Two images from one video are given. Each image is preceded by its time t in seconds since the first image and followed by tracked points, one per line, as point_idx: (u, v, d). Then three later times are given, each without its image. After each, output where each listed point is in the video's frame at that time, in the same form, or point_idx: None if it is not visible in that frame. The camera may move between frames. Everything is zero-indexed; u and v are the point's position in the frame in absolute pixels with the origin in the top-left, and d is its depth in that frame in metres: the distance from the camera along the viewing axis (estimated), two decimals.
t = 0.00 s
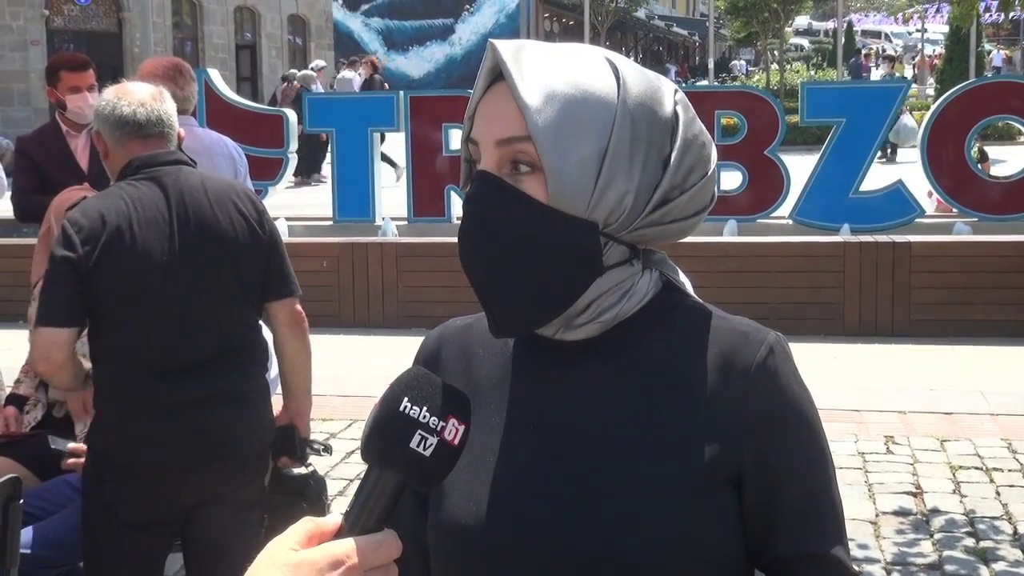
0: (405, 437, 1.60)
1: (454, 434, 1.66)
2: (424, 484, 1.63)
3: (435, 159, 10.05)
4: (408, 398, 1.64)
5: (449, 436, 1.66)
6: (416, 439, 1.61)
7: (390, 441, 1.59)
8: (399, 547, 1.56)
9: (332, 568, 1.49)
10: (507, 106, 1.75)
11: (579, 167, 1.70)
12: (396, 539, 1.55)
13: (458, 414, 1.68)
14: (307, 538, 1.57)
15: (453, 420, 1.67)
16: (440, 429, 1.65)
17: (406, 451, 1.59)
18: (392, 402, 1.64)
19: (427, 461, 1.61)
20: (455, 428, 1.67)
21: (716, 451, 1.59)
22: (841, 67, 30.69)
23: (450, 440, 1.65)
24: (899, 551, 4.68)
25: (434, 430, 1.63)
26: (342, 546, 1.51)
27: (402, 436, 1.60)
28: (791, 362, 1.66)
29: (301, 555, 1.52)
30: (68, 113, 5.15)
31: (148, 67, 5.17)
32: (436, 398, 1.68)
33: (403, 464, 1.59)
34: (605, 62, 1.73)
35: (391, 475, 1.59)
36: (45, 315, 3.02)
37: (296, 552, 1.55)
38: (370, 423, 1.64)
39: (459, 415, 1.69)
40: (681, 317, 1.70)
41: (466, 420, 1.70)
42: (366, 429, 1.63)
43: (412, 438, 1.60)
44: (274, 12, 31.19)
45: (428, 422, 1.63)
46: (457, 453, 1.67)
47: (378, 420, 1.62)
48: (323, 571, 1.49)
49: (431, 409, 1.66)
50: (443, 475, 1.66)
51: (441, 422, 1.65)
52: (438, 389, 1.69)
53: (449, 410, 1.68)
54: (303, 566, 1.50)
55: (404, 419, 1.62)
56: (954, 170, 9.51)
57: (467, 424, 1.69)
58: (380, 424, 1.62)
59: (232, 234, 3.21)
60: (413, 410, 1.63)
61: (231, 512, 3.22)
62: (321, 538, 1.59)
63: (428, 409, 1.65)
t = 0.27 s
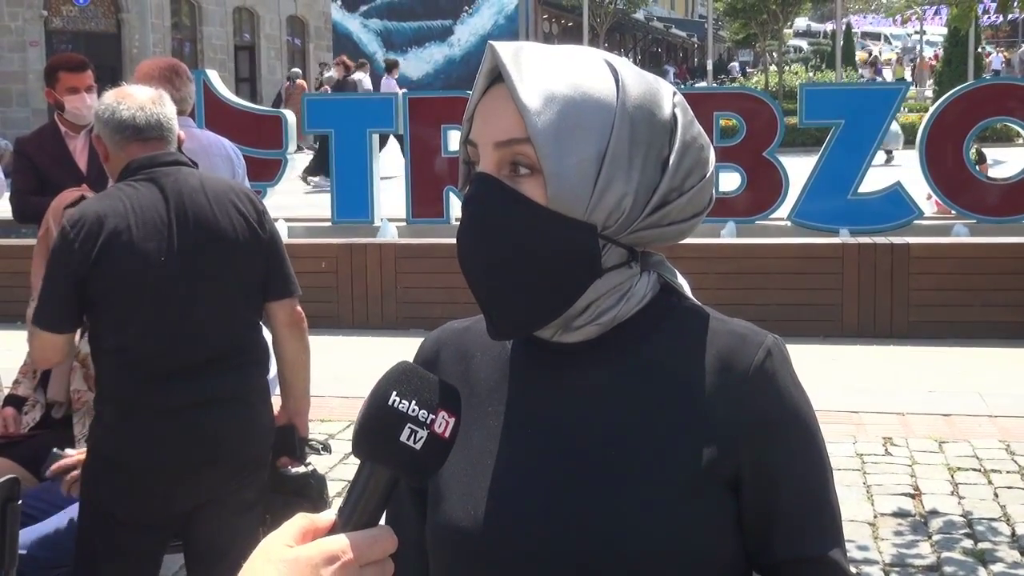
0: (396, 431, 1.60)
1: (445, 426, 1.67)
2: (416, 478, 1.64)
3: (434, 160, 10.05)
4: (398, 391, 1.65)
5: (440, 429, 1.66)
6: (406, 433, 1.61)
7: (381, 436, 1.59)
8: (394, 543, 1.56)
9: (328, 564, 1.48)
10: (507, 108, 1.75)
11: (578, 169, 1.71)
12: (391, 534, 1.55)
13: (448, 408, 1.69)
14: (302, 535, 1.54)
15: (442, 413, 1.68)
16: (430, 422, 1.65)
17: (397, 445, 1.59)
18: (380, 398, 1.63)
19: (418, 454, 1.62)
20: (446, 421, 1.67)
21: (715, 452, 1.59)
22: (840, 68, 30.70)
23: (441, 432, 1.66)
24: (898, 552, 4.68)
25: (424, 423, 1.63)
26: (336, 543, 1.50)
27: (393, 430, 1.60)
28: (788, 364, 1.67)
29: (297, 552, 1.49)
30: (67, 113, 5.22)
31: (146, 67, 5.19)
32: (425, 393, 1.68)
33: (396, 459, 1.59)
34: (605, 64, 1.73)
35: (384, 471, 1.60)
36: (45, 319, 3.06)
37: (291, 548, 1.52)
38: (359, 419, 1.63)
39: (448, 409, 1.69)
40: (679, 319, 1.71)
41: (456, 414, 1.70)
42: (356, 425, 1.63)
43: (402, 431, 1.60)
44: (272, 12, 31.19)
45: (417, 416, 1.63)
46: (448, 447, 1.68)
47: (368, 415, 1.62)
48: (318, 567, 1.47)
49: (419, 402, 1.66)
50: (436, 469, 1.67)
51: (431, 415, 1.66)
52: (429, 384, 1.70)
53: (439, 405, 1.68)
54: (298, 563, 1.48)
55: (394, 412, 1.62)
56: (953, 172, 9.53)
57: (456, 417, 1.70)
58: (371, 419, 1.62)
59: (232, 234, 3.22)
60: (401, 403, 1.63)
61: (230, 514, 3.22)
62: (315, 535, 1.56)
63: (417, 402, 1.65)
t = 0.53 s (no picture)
0: (398, 428, 1.61)
1: (447, 425, 1.67)
2: (418, 477, 1.64)
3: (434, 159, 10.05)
4: (398, 390, 1.65)
5: (442, 426, 1.66)
6: (408, 431, 1.62)
7: (381, 435, 1.60)
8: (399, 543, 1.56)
9: (332, 563, 1.48)
10: (523, 108, 1.75)
11: (596, 173, 1.71)
12: (396, 533, 1.55)
13: (450, 406, 1.69)
14: (306, 533, 1.55)
15: (445, 411, 1.68)
16: (433, 420, 1.65)
17: (399, 443, 1.60)
18: (382, 396, 1.64)
19: (421, 452, 1.62)
20: (448, 419, 1.67)
21: (715, 451, 1.59)
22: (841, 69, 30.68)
23: (444, 430, 1.66)
24: (899, 552, 4.68)
25: (426, 421, 1.64)
26: (341, 541, 1.50)
27: (395, 428, 1.61)
28: (786, 364, 1.67)
29: (301, 551, 1.49)
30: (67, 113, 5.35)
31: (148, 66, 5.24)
32: (428, 391, 1.69)
33: (396, 456, 1.59)
34: (622, 67, 1.74)
35: (385, 469, 1.59)
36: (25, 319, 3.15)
37: (296, 547, 1.53)
38: (362, 418, 1.64)
39: (451, 407, 1.69)
40: (678, 319, 1.72)
41: (459, 412, 1.70)
42: (359, 424, 1.64)
43: (403, 429, 1.61)
44: (273, 12, 31.19)
45: (419, 413, 1.64)
46: (451, 445, 1.68)
47: (372, 414, 1.63)
48: (323, 566, 1.47)
49: (422, 400, 1.66)
50: (437, 467, 1.67)
51: (433, 412, 1.66)
52: (430, 381, 1.70)
53: (442, 402, 1.68)
54: (302, 561, 1.48)
55: (396, 411, 1.62)
56: (953, 172, 9.53)
57: (459, 416, 1.70)
58: (372, 418, 1.62)
59: (207, 231, 3.21)
60: (403, 401, 1.63)
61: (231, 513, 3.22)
62: (320, 534, 1.57)
63: (419, 401, 1.65)
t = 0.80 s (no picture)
0: (408, 431, 1.62)
1: (458, 428, 1.67)
2: (427, 480, 1.64)
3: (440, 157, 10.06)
4: (409, 392, 1.66)
5: (453, 430, 1.66)
6: (418, 434, 1.62)
7: (390, 435, 1.61)
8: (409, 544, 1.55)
9: (341, 566, 1.48)
10: (532, 113, 1.77)
11: (604, 181, 1.73)
12: (404, 534, 1.55)
13: (461, 408, 1.69)
14: (315, 535, 1.56)
15: (455, 414, 1.68)
16: (444, 423, 1.66)
17: (408, 445, 1.61)
18: (394, 397, 1.65)
19: (430, 454, 1.63)
20: (459, 423, 1.67)
21: (722, 453, 1.59)
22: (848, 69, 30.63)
23: (454, 434, 1.66)
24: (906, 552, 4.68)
25: (436, 424, 1.64)
26: (350, 543, 1.50)
27: (405, 430, 1.61)
28: (794, 366, 1.67)
29: (310, 553, 1.50)
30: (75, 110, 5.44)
31: (154, 65, 5.26)
32: (439, 392, 1.69)
33: (406, 459, 1.60)
34: (633, 70, 1.74)
35: (396, 472, 1.60)
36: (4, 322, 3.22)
37: (305, 548, 1.54)
38: (372, 421, 1.65)
39: (461, 409, 1.69)
40: (689, 320, 1.72)
41: (469, 415, 1.70)
42: (370, 426, 1.65)
43: (414, 432, 1.62)
44: (280, 10, 31.21)
45: (429, 416, 1.64)
46: (462, 447, 1.68)
47: (383, 415, 1.64)
48: (332, 568, 1.47)
49: (431, 402, 1.67)
50: (449, 469, 1.67)
51: (444, 415, 1.66)
52: (441, 383, 1.71)
53: (452, 405, 1.69)
54: (311, 563, 1.48)
55: (405, 413, 1.63)
56: (959, 172, 9.51)
57: (469, 418, 1.69)
58: (383, 421, 1.63)
59: (174, 226, 3.21)
60: (413, 403, 1.65)
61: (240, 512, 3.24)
62: (328, 535, 1.58)
63: (429, 403, 1.66)
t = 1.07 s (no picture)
0: (404, 428, 1.61)
1: (454, 425, 1.66)
2: (422, 478, 1.63)
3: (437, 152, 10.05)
4: (406, 390, 1.66)
5: (449, 427, 1.66)
6: (415, 431, 1.62)
7: (388, 433, 1.60)
8: (402, 540, 1.55)
9: (334, 562, 1.47)
10: (505, 114, 1.75)
11: (581, 178, 1.72)
12: (398, 530, 1.54)
13: (459, 405, 1.68)
14: (309, 529, 1.54)
15: (453, 412, 1.67)
16: (440, 420, 1.65)
17: (405, 442, 1.60)
18: (391, 395, 1.65)
19: (428, 452, 1.62)
20: (456, 420, 1.67)
21: (713, 453, 1.60)
22: (846, 62, 30.61)
23: (450, 431, 1.65)
24: (903, 546, 4.68)
25: (432, 421, 1.64)
26: (345, 539, 1.50)
27: (401, 427, 1.61)
28: (785, 358, 1.68)
29: (303, 548, 1.49)
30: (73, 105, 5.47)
31: (150, 59, 5.15)
32: (435, 390, 1.69)
33: (401, 457, 1.59)
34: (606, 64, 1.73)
35: (391, 469, 1.59)
36: None
37: (299, 544, 1.52)
38: (369, 418, 1.65)
39: (459, 407, 1.68)
40: (681, 314, 1.72)
41: (467, 412, 1.70)
42: (367, 423, 1.64)
43: (411, 429, 1.61)
44: (276, 6, 31.17)
45: (426, 414, 1.64)
46: (457, 444, 1.67)
47: (380, 413, 1.63)
48: (325, 565, 1.47)
49: (428, 400, 1.66)
50: (444, 467, 1.66)
51: (441, 413, 1.65)
52: (438, 380, 1.70)
53: (450, 403, 1.68)
54: (305, 559, 1.47)
55: (402, 411, 1.63)
56: (956, 166, 9.51)
57: (466, 416, 1.69)
58: (379, 417, 1.63)
59: (141, 215, 3.21)
60: (410, 401, 1.64)
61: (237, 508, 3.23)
62: (322, 530, 1.56)
63: (426, 400, 1.66)
